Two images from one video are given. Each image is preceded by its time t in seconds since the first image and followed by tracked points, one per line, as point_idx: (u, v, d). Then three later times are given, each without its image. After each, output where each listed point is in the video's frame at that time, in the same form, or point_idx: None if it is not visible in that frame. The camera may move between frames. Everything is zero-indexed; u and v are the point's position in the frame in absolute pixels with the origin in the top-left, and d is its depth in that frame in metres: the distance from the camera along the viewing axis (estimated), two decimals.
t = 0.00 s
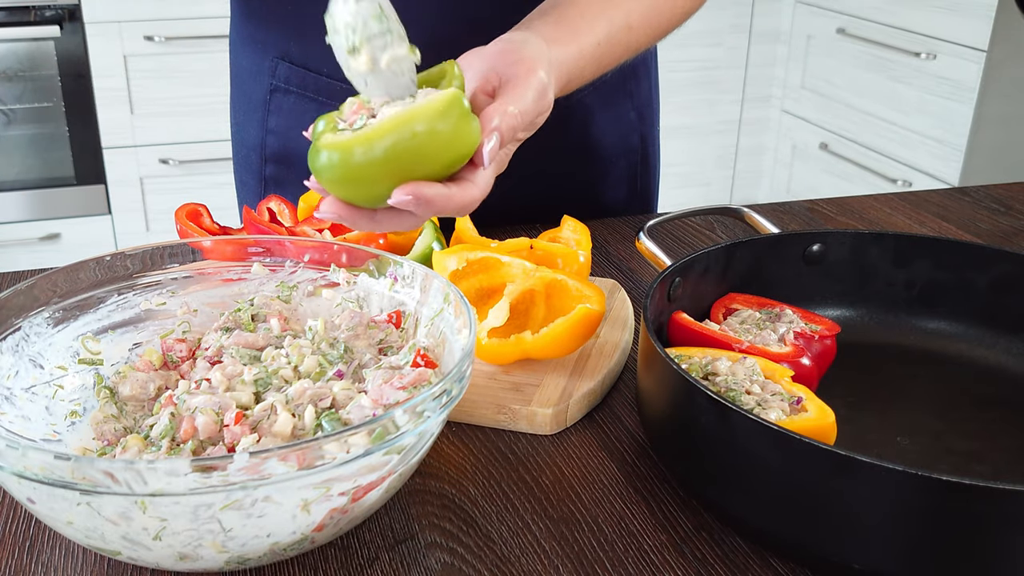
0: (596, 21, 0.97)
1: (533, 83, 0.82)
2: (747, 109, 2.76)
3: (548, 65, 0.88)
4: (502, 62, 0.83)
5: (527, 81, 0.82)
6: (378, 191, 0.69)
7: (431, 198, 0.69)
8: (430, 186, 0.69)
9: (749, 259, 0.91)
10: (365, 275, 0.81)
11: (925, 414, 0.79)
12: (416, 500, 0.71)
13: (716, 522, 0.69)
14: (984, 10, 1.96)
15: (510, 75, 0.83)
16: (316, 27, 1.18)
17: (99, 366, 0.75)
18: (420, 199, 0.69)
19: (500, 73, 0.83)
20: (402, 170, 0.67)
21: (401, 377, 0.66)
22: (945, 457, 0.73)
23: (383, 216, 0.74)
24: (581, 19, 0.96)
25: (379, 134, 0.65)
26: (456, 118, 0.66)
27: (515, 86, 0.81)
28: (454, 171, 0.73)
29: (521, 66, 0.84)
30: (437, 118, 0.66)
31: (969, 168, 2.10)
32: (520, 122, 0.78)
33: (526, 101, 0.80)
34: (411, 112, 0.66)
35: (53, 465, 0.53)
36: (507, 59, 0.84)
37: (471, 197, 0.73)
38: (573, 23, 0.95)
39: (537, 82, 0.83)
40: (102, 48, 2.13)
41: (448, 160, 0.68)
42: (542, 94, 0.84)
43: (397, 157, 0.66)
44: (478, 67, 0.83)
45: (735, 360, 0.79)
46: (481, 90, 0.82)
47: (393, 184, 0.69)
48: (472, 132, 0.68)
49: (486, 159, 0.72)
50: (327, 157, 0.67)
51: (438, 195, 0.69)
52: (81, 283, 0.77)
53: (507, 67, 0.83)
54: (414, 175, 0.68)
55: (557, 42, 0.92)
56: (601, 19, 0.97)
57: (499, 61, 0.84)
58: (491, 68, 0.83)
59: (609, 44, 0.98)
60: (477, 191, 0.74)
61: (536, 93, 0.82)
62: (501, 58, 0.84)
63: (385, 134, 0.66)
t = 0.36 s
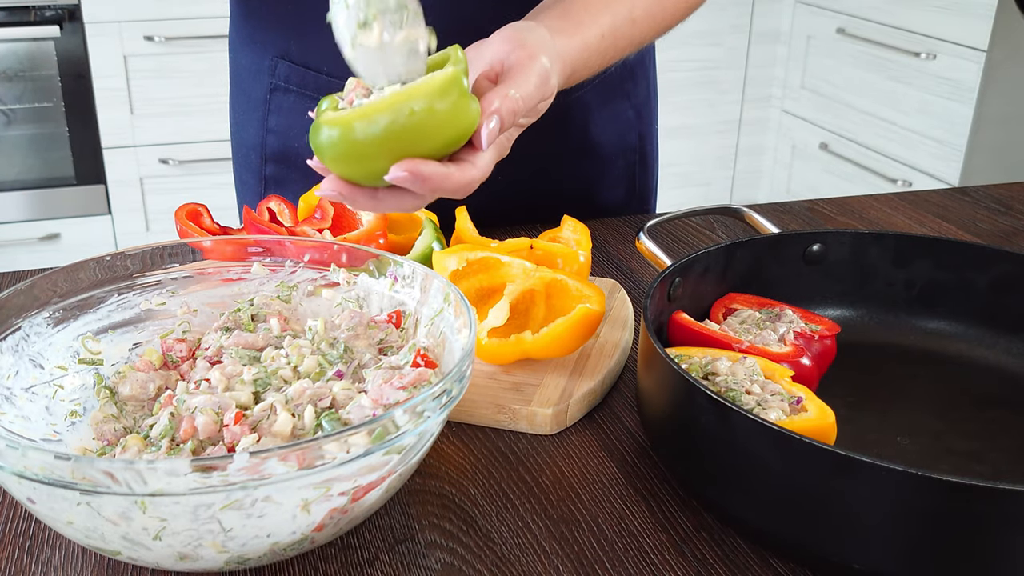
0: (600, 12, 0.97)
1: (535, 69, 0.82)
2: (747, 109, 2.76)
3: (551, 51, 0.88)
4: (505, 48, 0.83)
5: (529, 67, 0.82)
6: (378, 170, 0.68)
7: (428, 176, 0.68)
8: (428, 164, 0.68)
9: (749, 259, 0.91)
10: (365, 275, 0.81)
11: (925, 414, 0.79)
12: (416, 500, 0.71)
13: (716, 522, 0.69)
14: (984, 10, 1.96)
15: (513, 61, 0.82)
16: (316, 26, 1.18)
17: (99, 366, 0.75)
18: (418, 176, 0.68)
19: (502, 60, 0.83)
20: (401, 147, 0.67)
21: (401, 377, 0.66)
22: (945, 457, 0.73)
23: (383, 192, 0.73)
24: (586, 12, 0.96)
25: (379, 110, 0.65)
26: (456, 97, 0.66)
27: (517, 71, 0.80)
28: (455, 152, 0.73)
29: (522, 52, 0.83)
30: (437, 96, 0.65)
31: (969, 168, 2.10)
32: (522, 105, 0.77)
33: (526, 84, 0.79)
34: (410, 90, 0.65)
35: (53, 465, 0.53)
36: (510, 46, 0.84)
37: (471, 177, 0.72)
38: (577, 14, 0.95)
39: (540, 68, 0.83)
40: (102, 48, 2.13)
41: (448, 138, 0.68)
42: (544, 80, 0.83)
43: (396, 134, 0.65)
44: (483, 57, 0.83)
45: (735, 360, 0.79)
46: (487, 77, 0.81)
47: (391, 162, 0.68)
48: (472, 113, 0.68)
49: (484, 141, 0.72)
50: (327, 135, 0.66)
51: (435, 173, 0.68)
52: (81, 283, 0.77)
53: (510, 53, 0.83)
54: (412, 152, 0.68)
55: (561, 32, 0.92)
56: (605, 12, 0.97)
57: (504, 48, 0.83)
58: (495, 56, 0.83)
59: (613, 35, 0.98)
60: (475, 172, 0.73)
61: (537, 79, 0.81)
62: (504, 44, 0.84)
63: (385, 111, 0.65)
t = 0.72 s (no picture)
0: (598, 10, 0.97)
1: (533, 74, 0.83)
2: (747, 109, 2.76)
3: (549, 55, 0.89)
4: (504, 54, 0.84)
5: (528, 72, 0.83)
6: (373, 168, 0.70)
7: (417, 184, 0.70)
8: (419, 172, 0.70)
9: (749, 259, 0.91)
10: (365, 275, 0.81)
11: (925, 413, 0.79)
12: (416, 500, 0.71)
13: (716, 522, 0.69)
14: (984, 10, 1.96)
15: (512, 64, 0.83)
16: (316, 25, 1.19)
17: (99, 366, 0.75)
18: (407, 182, 0.70)
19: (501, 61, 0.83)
20: (396, 153, 0.68)
21: (401, 377, 0.66)
22: (945, 457, 0.73)
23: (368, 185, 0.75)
24: (584, 10, 0.96)
25: (380, 117, 0.66)
26: (459, 115, 0.67)
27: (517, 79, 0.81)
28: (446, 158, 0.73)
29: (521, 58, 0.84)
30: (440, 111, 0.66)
31: (969, 168, 2.10)
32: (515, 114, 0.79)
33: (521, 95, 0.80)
34: (414, 104, 0.66)
35: (53, 465, 0.53)
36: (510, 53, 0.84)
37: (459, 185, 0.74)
38: (576, 13, 0.96)
39: (538, 74, 0.84)
40: (102, 48, 2.13)
41: (444, 151, 0.69)
42: (541, 85, 0.84)
43: (396, 140, 0.67)
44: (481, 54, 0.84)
45: (735, 360, 0.79)
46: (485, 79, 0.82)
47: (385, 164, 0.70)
48: (471, 130, 0.69)
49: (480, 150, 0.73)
50: (328, 126, 0.67)
51: (424, 182, 0.71)
52: (81, 283, 0.77)
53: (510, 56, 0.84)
54: (406, 158, 0.69)
55: (559, 31, 0.93)
56: (603, 11, 0.97)
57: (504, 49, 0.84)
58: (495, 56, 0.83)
59: (612, 34, 0.98)
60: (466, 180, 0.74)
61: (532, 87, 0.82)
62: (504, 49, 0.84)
63: (386, 118, 0.66)
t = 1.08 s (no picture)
0: (615, 34, 0.94)
1: (558, 122, 0.80)
2: (747, 109, 2.76)
3: (574, 95, 0.86)
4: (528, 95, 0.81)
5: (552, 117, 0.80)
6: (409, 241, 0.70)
7: (457, 259, 0.71)
8: (457, 249, 0.71)
9: (749, 259, 0.91)
10: (365, 275, 0.81)
11: (925, 414, 0.79)
12: (416, 500, 0.71)
13: (716, 522, 0.69)
14: (984, 10, 1.96)
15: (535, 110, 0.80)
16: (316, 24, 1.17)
17: (99, 366, 0.75)
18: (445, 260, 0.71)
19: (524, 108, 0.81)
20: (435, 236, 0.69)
21: (401, 377, 0.66)
22: (945, 457, 0.73)
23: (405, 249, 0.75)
24: (601, 37, 0.94)
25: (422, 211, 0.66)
26: (500, 203, 0.68)
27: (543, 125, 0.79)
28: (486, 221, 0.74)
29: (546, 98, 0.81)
30: (483, 203, 0.67)
31: (969, 168, 2.10)
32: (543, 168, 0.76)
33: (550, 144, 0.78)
34: (456, 200, 0.66)
35: (53, 465, 0.53)
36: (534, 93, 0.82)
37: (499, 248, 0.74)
38: (595, 41, 0.93)
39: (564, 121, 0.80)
40: (102, 48, 2.13)
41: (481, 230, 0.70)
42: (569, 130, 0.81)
43: (439, 230, 0.67)
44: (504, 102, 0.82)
45: (735, 360, 0.79)
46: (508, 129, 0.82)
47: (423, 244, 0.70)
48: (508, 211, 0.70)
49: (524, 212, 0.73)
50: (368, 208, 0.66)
51: (463, 256, 0.72)
52: (82, 283, 0.77)
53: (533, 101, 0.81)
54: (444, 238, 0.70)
55: (581, 65, 0.90)
56: (620, 35, 0.95)
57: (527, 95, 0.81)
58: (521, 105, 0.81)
59: (629, 57, 0.95)
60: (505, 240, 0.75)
61: (562, 132, 0.79)
62: (527, 91, 0.81)
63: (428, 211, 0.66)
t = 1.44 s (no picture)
0: (639, 54, 0.93)
1: (586, 152, 0.78)
2: (747, 109, 2.76)
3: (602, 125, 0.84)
4: (556, 128, 0.81)
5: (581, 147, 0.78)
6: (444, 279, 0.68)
7: (493, 295, 0.69)
8: (492, 283, 0.68)
9: (749, 259, 0.91)
10: (365, 275, 0.81)
11: (926, 414, 0.79)
12: (416, 500, 0.71)
13: (716, 522, 0.69)
14: (983, 10, 1.96)
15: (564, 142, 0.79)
16: (319, 27, 1.17)
17: (99, 366, 0.75)
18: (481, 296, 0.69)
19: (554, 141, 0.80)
20: (470, 273, 0.66)
21: (401, 377, 0.66)
22: (945, 457, 0.73)
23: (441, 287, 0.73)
24: (627, 60, 0.92)
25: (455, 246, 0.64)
26: (534, 235, 0.65)
27: (570, 155, 0.77)
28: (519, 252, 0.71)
29: (573, 129, 0.80)
30: (518, 236, 0.64)
31: (969, 168, 2.10)
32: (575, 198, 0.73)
33: (579, 174, 0.75)
34: (489, 234, 0.64)
35: (53, 465, 0.53)
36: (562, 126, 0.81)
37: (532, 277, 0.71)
38: (620, 62, 0.91)
39: (592, 151, 0.78)
40: (102, 48, 2.13)
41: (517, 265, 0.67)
42: (599, 160, 0.79)
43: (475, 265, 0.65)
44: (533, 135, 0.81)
45: (735, 360, 0.79)
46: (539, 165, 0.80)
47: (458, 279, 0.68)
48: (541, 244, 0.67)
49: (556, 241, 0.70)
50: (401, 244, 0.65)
51: (498, 289, 0.69)
52: (82, 283, 0.77)
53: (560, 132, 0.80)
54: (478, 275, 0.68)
55: (607, 89, 0.89)
56: (645, 57, 0.93)
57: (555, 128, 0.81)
58: (549, 138, 0.80)
59: (653, 79, 0.94)
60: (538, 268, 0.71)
61: (591, 162, 0.77)
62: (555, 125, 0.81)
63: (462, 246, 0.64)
